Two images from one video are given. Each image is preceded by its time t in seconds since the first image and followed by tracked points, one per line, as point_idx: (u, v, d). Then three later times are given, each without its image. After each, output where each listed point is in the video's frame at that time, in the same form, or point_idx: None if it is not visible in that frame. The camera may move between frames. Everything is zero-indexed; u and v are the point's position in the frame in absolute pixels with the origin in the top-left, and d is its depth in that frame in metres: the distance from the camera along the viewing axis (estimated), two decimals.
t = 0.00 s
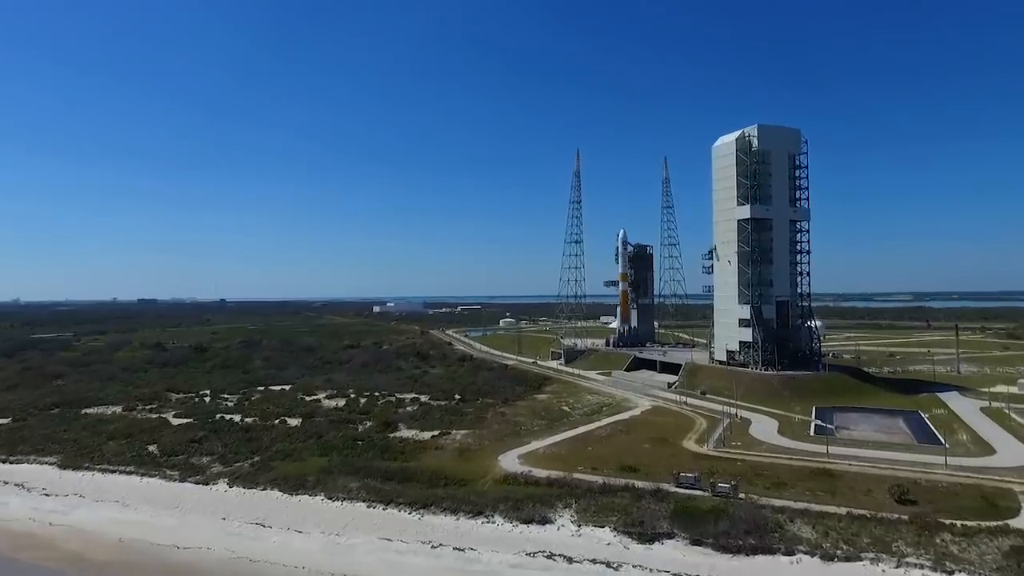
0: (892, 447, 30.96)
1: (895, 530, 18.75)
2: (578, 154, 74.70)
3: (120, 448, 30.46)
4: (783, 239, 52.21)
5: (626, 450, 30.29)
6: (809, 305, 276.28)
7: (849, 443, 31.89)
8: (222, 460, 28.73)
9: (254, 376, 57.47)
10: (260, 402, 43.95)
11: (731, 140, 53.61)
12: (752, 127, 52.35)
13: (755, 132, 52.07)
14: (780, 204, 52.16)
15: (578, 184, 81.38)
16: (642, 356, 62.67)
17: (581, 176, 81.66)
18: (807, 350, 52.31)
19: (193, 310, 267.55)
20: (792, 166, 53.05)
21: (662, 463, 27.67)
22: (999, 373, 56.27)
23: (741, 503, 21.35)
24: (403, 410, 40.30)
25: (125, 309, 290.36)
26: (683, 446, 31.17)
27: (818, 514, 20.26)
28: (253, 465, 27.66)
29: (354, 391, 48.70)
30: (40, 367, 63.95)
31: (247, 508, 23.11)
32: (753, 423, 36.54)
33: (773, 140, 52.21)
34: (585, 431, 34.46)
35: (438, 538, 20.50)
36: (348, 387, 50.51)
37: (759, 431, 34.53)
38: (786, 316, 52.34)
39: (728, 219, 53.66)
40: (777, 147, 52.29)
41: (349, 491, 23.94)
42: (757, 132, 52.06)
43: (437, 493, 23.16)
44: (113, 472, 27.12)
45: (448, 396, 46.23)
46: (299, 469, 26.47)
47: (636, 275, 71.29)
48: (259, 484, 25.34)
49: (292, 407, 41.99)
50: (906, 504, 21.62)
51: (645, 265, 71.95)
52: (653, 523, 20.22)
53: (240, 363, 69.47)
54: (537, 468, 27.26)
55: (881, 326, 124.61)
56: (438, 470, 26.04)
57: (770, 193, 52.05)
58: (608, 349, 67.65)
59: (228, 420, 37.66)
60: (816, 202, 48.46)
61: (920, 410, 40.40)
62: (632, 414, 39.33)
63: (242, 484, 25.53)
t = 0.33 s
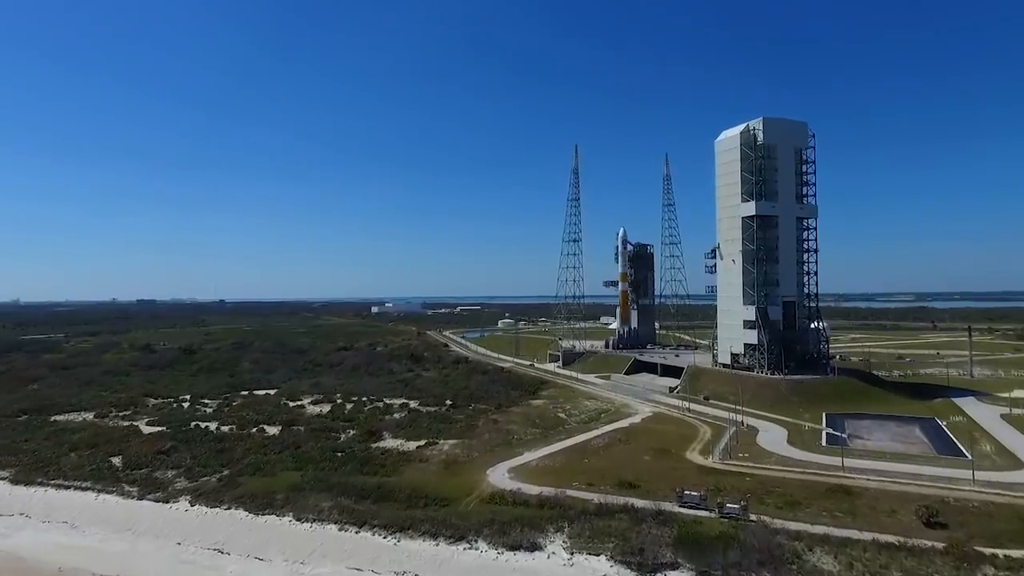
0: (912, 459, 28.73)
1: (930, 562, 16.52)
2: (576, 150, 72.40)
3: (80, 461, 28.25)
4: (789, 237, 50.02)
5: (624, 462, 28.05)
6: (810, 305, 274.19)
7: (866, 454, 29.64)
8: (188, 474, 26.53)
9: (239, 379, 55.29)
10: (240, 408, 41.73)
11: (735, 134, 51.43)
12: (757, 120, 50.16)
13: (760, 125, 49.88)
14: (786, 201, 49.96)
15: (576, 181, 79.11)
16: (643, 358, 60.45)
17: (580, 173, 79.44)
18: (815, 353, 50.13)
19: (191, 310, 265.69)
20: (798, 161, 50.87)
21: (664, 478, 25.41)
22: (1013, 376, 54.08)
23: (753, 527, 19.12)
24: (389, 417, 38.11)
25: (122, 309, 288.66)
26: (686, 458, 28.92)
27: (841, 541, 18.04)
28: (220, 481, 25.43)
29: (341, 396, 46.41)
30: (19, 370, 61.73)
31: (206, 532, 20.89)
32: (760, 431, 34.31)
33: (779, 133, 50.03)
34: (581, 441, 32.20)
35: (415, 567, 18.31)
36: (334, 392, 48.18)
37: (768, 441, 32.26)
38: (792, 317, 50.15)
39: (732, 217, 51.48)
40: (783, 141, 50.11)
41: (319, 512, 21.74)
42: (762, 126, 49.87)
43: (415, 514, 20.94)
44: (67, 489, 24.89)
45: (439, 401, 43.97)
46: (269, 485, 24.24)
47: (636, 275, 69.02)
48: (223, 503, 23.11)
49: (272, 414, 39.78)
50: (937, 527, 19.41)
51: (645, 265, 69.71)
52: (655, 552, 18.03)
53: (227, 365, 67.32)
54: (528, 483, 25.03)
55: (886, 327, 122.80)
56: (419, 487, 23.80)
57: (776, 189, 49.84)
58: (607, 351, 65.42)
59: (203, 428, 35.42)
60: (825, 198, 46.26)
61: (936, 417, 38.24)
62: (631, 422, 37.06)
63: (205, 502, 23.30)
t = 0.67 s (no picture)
0: (935, 471, 26.57)
1: None
2: (575, 145, 70.17)
3: (36, 475, 26.09)
4: (797, 234, 47.84)
5: (624, 476, 25.89)
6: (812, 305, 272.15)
7: (884, 465, 27.46)
8: (149, 489, 24.35)
9: (224, 383, 53.17)
10: (219, 415, 39.56)
11: (740, 127, 49.28)
12: (763, 112, 47.97)
13: (766, 117, 47.71)
14: (793, 196, 47.80)
15: (575, 178, 76.81)
16: (644, 360, 58.23)
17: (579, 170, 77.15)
18: (823, 355, 47.99)
19: (189, 310, 264.14)
20: (806, 154, 48.69)
21: (668, 495, 23.22)
22: None
23: (770, 556, 16.89)
24: (375, 424, 36.00)
25: (119, 309, 286.91)
26: (691, 471, 26.71)
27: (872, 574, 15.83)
28: (182, 498, 23.26)
29: (327, 401, 44.28)
30: None
31: (158, 559, 18.73)
32: (769, 440, 32.13)
33: (786, 126, 47.87)
34: (578, 451, 30.00)
35: None
36: (321, 396, 46.06)
37: (778, 451, 30.06)
38: (800, 318, 48.00)
39: (737, 213, 49.33)
40: (790, 134, 47.97)
41: (286, 535, 19.59)
42: (768, 118, 47.70)
43: (391, 539, 18.78)
44: (13, 508, 22.68)
45: (429, 407, 41.86)
46: (234, 504, 22.08)
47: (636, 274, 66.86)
48: (182, 524, 20.92)
49: (252, 420, 37.61)
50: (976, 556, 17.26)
51: (646, 264, 67.53)
52: None
53: (215, 367, 65.24)
54: (518, 500, 22.85)
55: (891, 328, 120.78)
56: (398, 505, 21.66)
57: (783, 185, 47.69)
58: (606, 353, 63.27)
59: (175, 436, 33.21)
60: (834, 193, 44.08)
61: (955, 424, 36.03)
62: (632, 430, 34.85)
63: (162, 522, 21.11)
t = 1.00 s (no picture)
0: (963, 486, 24.43)
1: None
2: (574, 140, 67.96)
3: None
4: (806, 231, 45.68)
5: (624, 492, 23.71)
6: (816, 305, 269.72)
7: (907, 480, 25.30)
8: (104, 507, 22.21)
9: (209, 386, 51.15)
10: (198, 421, 37.47)
11: (746, 120, 47.14)
12: (771, 104, 45.84)
13: (774, 109, 45.56)
14: (802, 192, 45.65)
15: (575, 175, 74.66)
16: (645, 363, 56.09)
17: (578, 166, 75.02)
18: (833, 358, 45.84)
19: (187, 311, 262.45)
20: (815, 148, 46.54)
21: (673, 514, 21.05)
22: None
23: None
24: (361, 432, 33.91)
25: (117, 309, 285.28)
26: (698, 486, 24.52)
27: None
28: (139, 517, 21.13)
29: (313, 406, 42.16)
30: None
31: None
32: (781, 451, 29.96)
33: (795, 118, 45.73)
34: (575, 463, 27.81)
35: None
36: (308, 401, 44.00)
37: (791, 463, 27.89)
38: (809, 319, 45.84)
39: (743, 209, 47.21)
40: (799, 126, 45.83)
41: (246, 563, 17.44)
42: (776, 110, 45.56)
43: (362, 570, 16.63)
44: None
45: (420, 412, 39.80)
46: (194, 525, 19.94)
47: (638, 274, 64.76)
48: (133, 548, 18.78)
49: (231, 428, 35.49)
50: None
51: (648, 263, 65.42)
52: None
53: (203, 370, 63.16)
54: (508, 521, 20.71)
55: (898, 328, 118.48)
56: (374, 528, 19.51)
57: (791, 179, 45.56)
58: (607, 355, 61.15)
59: (146, 446, 31.09)
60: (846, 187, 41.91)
61: (977, 432, 33.85)
62: (633, 439, 32.66)
63: (112, 546, 18.98)
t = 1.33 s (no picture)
0: (994, 504, 22.33)
1: None
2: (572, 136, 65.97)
3: None
4: (814, 227, 43.59)
5: (625, 510, 21.55)
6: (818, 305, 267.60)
7: (933, 496, 23.19)
8: (51, 529, 20.12)
9: (193, 390, 49.18)
10: (173, 429, 35.39)
11: (751, 111, 45.04)
12: (777, 94, 43.73)
13: (781, 100, 43.47)
14: (810, 186, 43.58)
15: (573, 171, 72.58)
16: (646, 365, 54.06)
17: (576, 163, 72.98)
18: (843, 360, 43.77)
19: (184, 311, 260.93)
20: (824, 140, 44.44)
21: (679, 538, 18.88)
22: None
23: None
24: (344, 441, 31.83)
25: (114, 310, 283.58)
26: (705, 504, 22.35)
27: None
28: (86, 541, 19.00)
29: (297, 412, 40.12)
30: None
31: None
32: (793, 462, 27.82)
33: (802, 109, 43.63)
34: (572, 477, 25.65)
35: None
36: (293, 406, 42.01)
37: (805, 476, 25.76)
38: (818, 319, 43.77)
39: (748, 205, 45.11)
40: (807, 118, 43.76)
41: None
42: (782, 101, 43.45)
43: None
44: None
45: (409, 419, 37.77)
46: (143, 552, 17.85)
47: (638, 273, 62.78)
48: None
49: (207, 436, 33.40)
50: None
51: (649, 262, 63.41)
52: None
53: (190, 372, 61.23)
54: (495, 545, 18.61)
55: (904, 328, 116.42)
56: (344, 556, 17.40)
57: (799, 173, 43.48)
58: (606, 357, 59.14)
59: (111, 457, 28.97)
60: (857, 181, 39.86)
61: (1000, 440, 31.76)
62: (634, 448, 30.53)
63: None
